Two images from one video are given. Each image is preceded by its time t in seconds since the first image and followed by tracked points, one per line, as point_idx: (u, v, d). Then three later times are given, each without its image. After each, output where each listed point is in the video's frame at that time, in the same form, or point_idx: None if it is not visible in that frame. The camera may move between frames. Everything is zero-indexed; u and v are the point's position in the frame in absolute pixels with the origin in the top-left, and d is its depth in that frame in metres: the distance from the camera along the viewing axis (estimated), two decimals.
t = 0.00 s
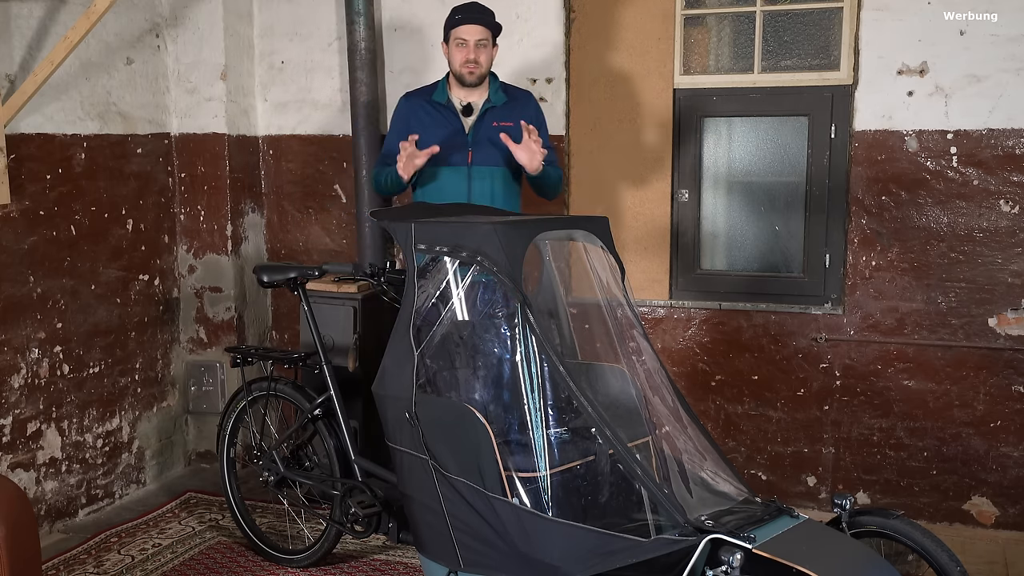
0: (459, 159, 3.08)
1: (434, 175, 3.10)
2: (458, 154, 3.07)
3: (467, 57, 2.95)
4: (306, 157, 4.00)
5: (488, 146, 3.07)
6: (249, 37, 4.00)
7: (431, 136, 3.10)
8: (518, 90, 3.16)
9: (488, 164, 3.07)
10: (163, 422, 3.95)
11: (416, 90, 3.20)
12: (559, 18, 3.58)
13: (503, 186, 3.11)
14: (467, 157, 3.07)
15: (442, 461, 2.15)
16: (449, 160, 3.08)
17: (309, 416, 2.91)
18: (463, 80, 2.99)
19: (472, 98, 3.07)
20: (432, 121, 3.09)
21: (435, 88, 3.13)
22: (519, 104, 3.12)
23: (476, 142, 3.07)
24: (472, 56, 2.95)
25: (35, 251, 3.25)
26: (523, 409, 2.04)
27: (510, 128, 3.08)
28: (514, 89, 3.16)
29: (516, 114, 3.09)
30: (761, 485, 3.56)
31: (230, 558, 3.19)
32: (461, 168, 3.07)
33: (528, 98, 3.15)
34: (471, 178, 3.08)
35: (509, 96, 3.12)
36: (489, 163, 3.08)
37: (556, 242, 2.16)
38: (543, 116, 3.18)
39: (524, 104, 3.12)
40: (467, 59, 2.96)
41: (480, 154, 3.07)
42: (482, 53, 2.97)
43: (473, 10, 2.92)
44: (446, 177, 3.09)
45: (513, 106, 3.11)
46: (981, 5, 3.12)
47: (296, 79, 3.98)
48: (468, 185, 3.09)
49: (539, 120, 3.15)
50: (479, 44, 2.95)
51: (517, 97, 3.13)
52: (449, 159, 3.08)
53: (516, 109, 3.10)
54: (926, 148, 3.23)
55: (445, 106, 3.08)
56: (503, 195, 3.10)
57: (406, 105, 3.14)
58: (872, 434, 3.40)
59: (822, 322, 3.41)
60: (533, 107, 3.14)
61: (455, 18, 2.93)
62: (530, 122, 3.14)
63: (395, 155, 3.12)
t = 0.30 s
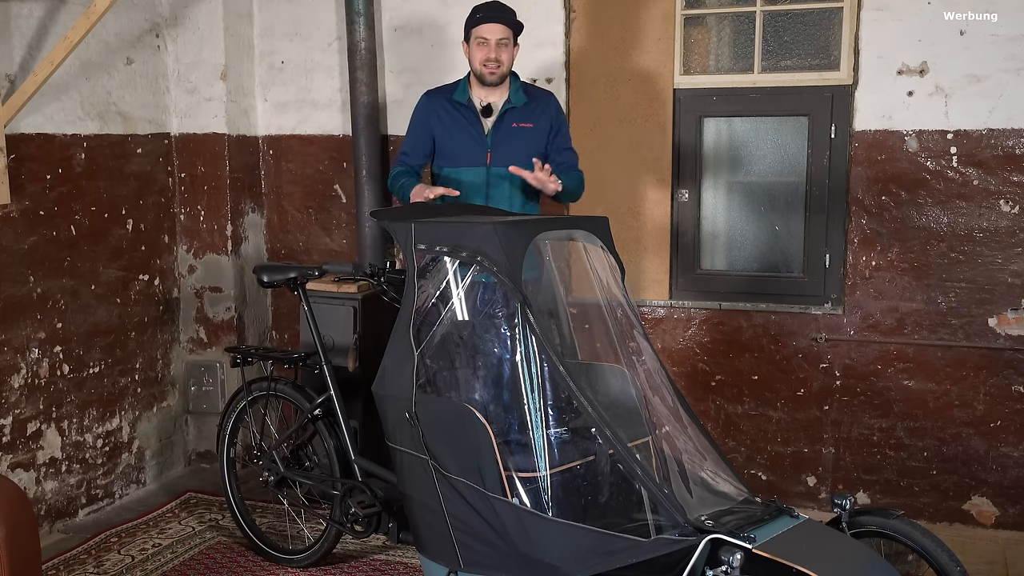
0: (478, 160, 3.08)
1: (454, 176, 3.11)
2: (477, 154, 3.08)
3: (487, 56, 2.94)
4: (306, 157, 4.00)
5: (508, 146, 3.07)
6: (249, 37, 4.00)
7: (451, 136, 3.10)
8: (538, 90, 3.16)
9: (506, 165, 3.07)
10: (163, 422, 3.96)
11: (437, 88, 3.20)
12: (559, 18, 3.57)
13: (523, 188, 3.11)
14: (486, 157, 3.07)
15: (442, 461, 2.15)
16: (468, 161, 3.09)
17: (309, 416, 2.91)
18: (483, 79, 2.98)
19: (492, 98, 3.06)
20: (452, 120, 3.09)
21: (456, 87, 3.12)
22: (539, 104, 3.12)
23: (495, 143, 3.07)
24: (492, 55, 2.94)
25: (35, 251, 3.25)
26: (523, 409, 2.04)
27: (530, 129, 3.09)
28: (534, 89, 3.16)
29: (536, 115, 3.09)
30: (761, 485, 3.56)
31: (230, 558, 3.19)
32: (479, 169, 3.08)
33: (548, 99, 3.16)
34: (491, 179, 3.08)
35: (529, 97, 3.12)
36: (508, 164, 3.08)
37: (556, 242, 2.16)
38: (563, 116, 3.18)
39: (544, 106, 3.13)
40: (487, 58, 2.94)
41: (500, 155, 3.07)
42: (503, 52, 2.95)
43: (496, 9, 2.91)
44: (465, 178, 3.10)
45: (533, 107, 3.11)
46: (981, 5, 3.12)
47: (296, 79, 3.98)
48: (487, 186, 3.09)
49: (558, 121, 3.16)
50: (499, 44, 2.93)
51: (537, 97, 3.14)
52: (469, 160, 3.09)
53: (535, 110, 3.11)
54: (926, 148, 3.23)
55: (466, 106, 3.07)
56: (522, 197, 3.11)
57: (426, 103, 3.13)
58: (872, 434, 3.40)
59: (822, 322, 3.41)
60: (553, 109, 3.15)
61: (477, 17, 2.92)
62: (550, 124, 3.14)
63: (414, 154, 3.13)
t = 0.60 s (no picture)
0: (489, 158, 3.05)
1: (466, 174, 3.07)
2: (488, 151, 3.05)
3: (499, 54, 2.92)
4: (306, 157, 4.00)
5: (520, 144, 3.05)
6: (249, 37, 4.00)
7: (463, 134, 3.09)
8: (552, 92, 3.14)
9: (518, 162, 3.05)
10: (163, 422, 3.96)
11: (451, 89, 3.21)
12: (559, 18, 3.57)
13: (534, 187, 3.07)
14: (498, 155, 3.04)
15: (442, 461, 2.15)
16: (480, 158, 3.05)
17: (309, 416, 2.91)
18: (495, 78, 2.95)
19: (506, 98, 3.04)
20: (464, 119, 3.09)
21: (470, 86, 3.12)
22: (553, 105, 3.09)
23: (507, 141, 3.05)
24: (504, 54, 2.92)
25: (36, 251, 3.25)
26: (523, 409, 2.04)
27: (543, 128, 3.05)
28: (548, 91, 3.14)
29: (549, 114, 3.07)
30: (761, 485, 3.56)
31: (230, 558, 3.19)
32: (491, 167, 3.05)
33: (562, 101, 3.13)
34: (502, 177, 3.04)
35: (542, 97, 3.10)
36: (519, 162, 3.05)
37: (556, 242, 2.16)
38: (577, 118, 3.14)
39: (557, 106, 3.10)
40: (499, 57, 2.92)
41: (512, 153, 3.04)
42: (515, 52, 2.93)
43: (507, 8, 2.90)
44: (476, 175, 3.06)
45: (545, 107, 3.08)
46: (981, 5, 3.12)
47: (296, 79, 3.98)
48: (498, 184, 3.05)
49: (572, 122, 3.12)
50: (512, 42, 2.91)
51: (552, 98, 3.11)
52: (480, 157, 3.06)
53: (549, 110, 3.08)
54: (927, 148, 3.23)
55: (479, 104, 3.06)
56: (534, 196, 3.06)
57: (439, 102, 3.14)
58: (872, 434, 3.40)
59: (822, 322, 3.40)
60: (567, 110, 3.12)
61: (490, 15, 2.91)
62: (564, 124, 3.11)
63: (426, 152, 3.12)
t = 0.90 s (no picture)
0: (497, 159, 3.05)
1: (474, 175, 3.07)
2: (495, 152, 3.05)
3: (511, 57, 2.92)
4: (306, 157, 4.00)
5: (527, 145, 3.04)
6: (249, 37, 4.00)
7: (471, 135, 3.08)
8: (560, 94, 3.15)
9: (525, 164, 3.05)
10: (163, 422, 3.95)
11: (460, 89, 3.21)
12: (559, 18, 3.57)
13: (540, 188, 3.07)
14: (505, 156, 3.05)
15: (442, 461, 2.15)
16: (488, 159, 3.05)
17: (309, 416, 2.91)
18: (506, 80, 2.97)
19: (513, 99, 3.06)
20: (472, 120, 3.09)
21: (478, 86, 3.13)
22: (561, 106, 3.10)
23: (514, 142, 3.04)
24: (516, 57, 2.92)
25: (36, 251, 3.25)
26: (523, 409, 2.04)
27: (549, 129, 3.05)
28: (556, 92, 3.14)
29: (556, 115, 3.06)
30: (761, 485, 3.56)
31: (230, 558, 3.19)
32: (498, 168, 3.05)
33: (570, 103, 3.13)
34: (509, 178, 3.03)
35: (550, 98, 3.11)
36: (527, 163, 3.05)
37: (556, 242, 2.16)
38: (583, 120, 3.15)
39: (564, 107, 3.10)
40: (511, 59, 2.93)
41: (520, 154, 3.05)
42: (525, 54, 2.94)
43: (517, 10, 2.89)
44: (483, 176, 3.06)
45: (553, 108, 3.08)
46: (981, 5, 3.12)
47: (296, 79, 3.98)
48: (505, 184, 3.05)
49: (578, 123, 3.13)
50: (523, 45, 2.92)
51: (560, 100, 3.11)
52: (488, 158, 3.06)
53: (556, 112, 3.09)
54: (927, 148, 3.23)
55: (486, 105, 3.07)
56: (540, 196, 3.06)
57: (447, 102, 3.14)
58: (872, 434, 3.40)
59: (822, 322, 3.40)
60: (574, 111, 3.12)
61: (500, 18, 2.90)
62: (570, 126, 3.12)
63: (435, 154, 3.12)
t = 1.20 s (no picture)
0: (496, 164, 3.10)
1: (472, 180, 3.13)
2: (494, 158, 3.10)
3: (509, 63, 2.94)
4: (307, 157, 4.00)
5: (525, 151, 3.08)
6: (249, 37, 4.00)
7: (471, 139, 3.13)
8: (563, 97, 3.15)
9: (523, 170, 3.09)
10: (163, 422, 3.95)
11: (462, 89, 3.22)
12: (559, 18, 3.57)
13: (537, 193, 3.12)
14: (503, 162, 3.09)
15: (442, 461, 2.15)
16: (486, 164, 3.11)
17: (309, 416, 2.91)
18: (504, 85, 2.99)
19: (513, 104, 3.08)
20: (472, 123, 3.12)
21: (477, 88, 3.14)
22: (562, 112, 3.11)
23: (513, 148, 3.08)
24: (513, 63, 2.93)
25: (35, 251, 3.25)
26: (523, 409, 2.04)
27: (548, 136, 3.08)
28: (558, 96, 3.14)
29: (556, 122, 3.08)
30: (761, 485, 3.56)
31: (230, 558, 3.19)
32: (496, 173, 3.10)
33: (572, 107, 3.13)
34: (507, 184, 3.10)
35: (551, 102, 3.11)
36: (525, 170, 3.09)
37: (556, 242, 2.16)
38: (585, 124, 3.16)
39: (566, 112, 3.11)
40: (509, 65, 2.94)
41: (517, 160, 3.08)
42: (524, 60, 2.95)
43: (518, 17, 2.89)
44: (482, 180, 3.12)
45: (554, 114, 3.10)
46: (981, 5, 3.12)
47: (296, 79, 3.98)
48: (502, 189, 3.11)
49: (580, 128, 3.14)
50: (522, 52, 2.92)
51: (561, 104, 3.12)
52: (487, 163, 3.11)
53: (557, 117, 3.10)
54: (926, 148, 3.23)
55: (485, 110, 3.09)
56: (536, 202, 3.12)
57: (446, 106, 3.17)
58: (872, 434, 3.40)
59: (822, 322, 3.40)
60: (575, 116, 3.13)
61: (501, 24, 2.90)
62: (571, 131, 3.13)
63: (436, 157, 3.20)
